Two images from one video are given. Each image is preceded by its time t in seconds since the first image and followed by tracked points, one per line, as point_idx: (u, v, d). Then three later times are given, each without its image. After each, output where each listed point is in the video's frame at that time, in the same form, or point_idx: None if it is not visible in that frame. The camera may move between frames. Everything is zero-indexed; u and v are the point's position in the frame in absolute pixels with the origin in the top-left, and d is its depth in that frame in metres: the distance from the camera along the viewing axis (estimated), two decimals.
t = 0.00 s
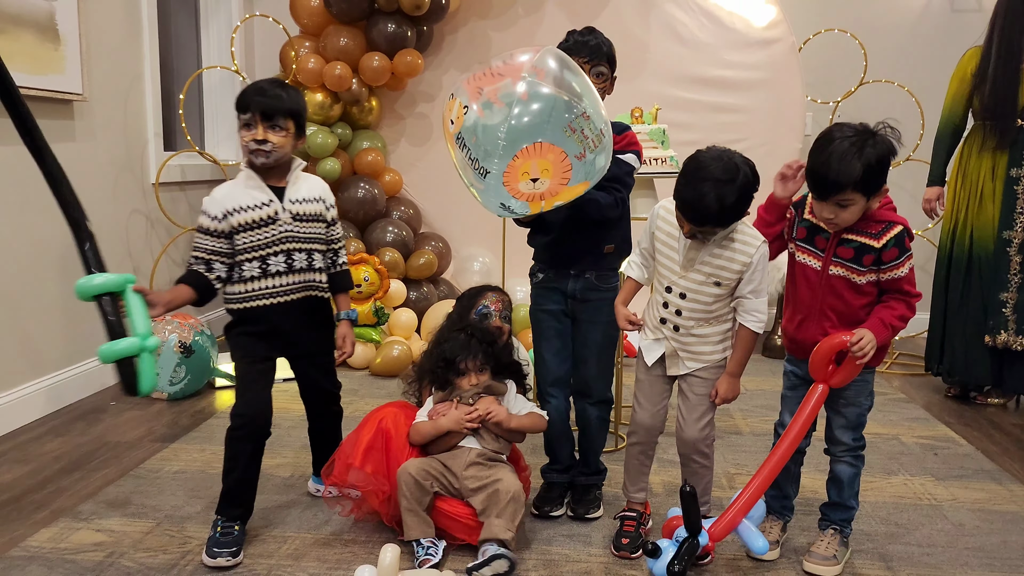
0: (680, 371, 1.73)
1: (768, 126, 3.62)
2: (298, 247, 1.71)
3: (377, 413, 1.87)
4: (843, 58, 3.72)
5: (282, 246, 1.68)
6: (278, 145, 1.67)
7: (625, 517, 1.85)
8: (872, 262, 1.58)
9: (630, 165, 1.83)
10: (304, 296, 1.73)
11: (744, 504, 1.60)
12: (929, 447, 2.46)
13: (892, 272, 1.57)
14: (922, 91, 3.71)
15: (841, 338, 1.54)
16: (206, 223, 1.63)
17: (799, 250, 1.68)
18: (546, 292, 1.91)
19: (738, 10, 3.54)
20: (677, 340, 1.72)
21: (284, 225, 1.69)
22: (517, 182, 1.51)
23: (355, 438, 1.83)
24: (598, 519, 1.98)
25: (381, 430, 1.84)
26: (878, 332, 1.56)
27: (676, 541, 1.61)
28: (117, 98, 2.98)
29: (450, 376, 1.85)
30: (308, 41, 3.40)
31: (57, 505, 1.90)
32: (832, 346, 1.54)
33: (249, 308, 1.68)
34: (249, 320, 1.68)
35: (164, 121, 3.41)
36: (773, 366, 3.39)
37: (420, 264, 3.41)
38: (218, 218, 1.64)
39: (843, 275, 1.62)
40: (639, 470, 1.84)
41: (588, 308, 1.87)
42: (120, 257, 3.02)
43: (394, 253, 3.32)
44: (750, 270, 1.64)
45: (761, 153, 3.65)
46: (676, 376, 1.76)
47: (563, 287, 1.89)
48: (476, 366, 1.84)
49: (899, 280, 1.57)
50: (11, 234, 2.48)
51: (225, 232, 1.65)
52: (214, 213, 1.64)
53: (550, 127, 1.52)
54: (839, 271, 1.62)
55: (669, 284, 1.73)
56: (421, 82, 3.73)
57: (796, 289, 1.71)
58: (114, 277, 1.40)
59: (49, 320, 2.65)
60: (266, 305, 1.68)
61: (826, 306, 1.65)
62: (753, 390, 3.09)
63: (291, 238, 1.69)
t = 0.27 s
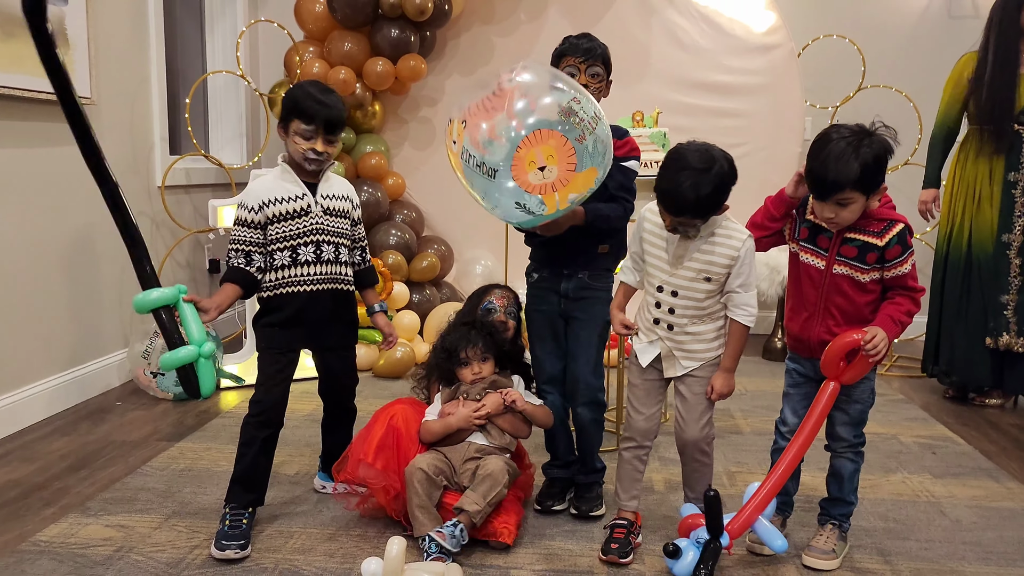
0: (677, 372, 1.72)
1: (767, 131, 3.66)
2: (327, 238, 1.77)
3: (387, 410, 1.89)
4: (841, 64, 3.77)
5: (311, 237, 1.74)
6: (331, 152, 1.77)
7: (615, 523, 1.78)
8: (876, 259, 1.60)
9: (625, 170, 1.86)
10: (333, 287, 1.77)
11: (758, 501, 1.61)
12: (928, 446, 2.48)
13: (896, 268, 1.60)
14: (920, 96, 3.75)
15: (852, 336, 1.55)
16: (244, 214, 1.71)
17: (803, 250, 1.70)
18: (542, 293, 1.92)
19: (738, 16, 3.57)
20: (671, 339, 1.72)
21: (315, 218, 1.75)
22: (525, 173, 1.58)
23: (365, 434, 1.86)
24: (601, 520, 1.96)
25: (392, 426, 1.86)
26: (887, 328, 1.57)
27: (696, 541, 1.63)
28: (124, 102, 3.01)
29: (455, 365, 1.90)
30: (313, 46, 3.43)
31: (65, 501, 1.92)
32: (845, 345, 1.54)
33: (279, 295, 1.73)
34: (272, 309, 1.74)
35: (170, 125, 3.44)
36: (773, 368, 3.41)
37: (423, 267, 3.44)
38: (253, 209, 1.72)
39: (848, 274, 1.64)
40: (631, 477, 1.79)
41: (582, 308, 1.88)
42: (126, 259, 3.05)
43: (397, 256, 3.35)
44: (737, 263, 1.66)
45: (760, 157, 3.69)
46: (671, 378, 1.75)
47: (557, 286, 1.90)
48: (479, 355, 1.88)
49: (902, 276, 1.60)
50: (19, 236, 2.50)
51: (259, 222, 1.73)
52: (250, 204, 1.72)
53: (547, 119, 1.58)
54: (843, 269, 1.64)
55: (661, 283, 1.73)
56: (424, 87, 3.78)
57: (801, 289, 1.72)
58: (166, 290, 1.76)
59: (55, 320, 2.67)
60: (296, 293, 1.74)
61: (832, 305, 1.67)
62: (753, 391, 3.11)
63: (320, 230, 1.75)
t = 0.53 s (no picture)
0: (667, 350, 1.75)
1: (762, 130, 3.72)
2: (329, 237, 1.82)
3: (394, 385, 1.97)
4: (835, 65, 3.84)
5: (314, 234, 1.80)
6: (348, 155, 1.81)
7: (616, 502, 1.81)
8: (872, 241, 1.66)
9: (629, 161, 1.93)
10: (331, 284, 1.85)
11: (757, 478, 1.67)
12: (919, 435, 2.54)
13: (891, 250, 1.66)
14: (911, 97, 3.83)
15: (849, 318, 1.61)
16: (250, 202, 1.74)
17: (801, 233, 1.76)
18: (552, 279, 1.96)
19: (734, 17, 3.64)
20: (658, 318, 1.75)
21: (319, 215, 1.80)
22: (547, 187, 1.70)
23: (372, 405, 1.94)
24: (602, 506, 1.96)
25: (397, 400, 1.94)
26: (884, 309, 1.64)
27: (698, 517, 1.66)
28: (131, 96, 3.06)
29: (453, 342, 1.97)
30: (316, 43, 3.49)
31: (77, 481, 1.96)
32: (840, 327, 1.60)
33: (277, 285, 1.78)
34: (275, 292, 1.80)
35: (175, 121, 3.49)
36: (768, 363, 3.47)
37: (424, 261, 3.49)
38: (260, 199, 1.75)
39: (845, 256, 1.69)
40: (629, 457, 1.83)
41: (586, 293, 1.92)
42: (132, 252, 3.09)
43: (399, 251, 3.39)
44: (714, 236, 1.70)
45: (755, 157, 3.76)
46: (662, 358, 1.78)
47: (567, 271, 1.95)
48: (475, 327, 1.95)
49: (896, 258, 1.66)
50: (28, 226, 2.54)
51: (264, 212, 1.76)
52: (257, 193, 1.75)
53: (565, 136, 1.70)
54: (841, 251, 1.70)
55: (642, 263, 1.75)
56: (425, 86, 3.83)
57: (799, 270, 1.78)
58: (159, 314, 1.69)
59: (64, 310, 2.71)
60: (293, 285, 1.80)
61: (829, 287, 1.72)
62: (749, 384, 3.16)
63: (323, 228, 1.81)
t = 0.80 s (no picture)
0: (654, 327, 1.82)
1: (755, 129, 3.82)
2: (309, 259, 1.88)
3: (398, 366, 2.04)
4: (825, 67, 3.95)
5: (297, 257, 1.85)
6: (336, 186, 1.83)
7: (615, 476, 1.89)
8: (864, 225, 1.75)
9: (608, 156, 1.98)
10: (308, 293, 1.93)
11: (758, 451, 1.75)
12: (906, 421, 2.62)
13: (881, 233, 1.75)
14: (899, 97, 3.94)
15: (847, 297, 1.68)
16: (238, 223, 1.74)
17: (795, 221, 1.84)
18: (559, 266, 2.04)
19: (728, 19, 3.74)
20: (643, 296, 1.82)
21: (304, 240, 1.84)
22: (536, 155, 1.76)
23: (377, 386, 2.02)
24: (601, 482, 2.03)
25: (399, 381, 2.01)
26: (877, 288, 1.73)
27: (703, 490, 1.72)
28: (139, 91, 3.12)
29: (450, 323, 2.03)
30: (319, 42, 3.56)
31: (92, 458, 2.02)
32: (841, 305, 1.68)
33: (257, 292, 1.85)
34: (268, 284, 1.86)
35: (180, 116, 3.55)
36: (760, 355, 3.56)
37: (424, 255, 3.56)
38: (251, 221, 1.76)
39: (838, 240, 1.78)
40: (625, 434, 1.90)
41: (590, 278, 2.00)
42: (138, 244, 3.15)
43: (400, 244, 3.46)
44: (693, 213, 1.78)
45: (748, 155, 3.85)
46: (650, 335, 1.84)
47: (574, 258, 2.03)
48: (468, 313, 1.99)
49: (885, 241, 1.75)
50: (40, 214, 2.60)
51: (253, 235, 1.77)
52: (248, 215, 1.76)
53: (548, 108, 1.78)
54: (834, 235, 1.78)
55: (627, 243, 1.84)
56: (426, 84, 3.91)
57: (793, 255, 1.86)
58: (144, 336, 1.62)
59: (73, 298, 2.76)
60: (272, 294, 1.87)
61: (823, 269, 1.80)
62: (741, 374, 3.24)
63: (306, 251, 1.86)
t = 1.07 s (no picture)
0: (648, 318, 1.90)
1: (745, 131, 3.91)
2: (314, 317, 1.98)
3: (400, 362, 2.07)
4: (813, 71, 4.05)
5: (302, 317, 1.95)
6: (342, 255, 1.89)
7: (612, 462, 1.97)
8: (850, 218, 1.84)
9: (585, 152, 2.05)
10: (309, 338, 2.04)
11: (749, 435, 1.84)
12: (892, 412, 2.72)
13: (867, 226, 1.83)
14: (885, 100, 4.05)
15: (830, 286, 1.78)
16: (251, 286, 1.84)
17: (785, 216, 1.94)
18: (553, 260, 2.12)
19: (718, 24, 3.84)
20: (637, 288, 1.91)
21: (310, 305, 1.93)
22: (541, 120, 1.83)
23: (380, 383, 2.04)
24: (598, 468, 2.12)
25: (403, 378, 2.04)
26: (861, 279, 1.81)
27: (696, 472, 1.81)
28: (145, 94, 3.20)
29: (456, 322, 2.06)
30: (319, 46, 3.63)
31: (107, 448, 2.09)
32: (824, 293, 1.77)
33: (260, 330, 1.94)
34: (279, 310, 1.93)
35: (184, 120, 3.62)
36: (751, 352, 3.65)
37: (422, 255, 3.64)
38: (261, 285, 1.85)
39: (825, 232, 1.87)
40: (622, 422, 1.97)
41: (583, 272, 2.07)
42: (144, 244, 3.22)
43: (399, 244, 3.53)
44: (681, 207, 1.87)
45: (738, 157, 3.94)
46: (644, 327, 1.93)
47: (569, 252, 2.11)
48: (478, 314, 2.03)
49: (870, 234, 1.84)
50: (50, 215, 2.67)
51: (262, 295, 1.87)
52: (259, 280, 1.85)
53: (560, 80, 1.86)
54: (822, 229, 1.87)
55: (619, 238, 1.92)
56: (424, 88, 4.00)
57: (784, 250, 1.95)
58: (141, 361, 1.65)
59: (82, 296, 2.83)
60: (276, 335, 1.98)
61: (811, 261, 1.89)
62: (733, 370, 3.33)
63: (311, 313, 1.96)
